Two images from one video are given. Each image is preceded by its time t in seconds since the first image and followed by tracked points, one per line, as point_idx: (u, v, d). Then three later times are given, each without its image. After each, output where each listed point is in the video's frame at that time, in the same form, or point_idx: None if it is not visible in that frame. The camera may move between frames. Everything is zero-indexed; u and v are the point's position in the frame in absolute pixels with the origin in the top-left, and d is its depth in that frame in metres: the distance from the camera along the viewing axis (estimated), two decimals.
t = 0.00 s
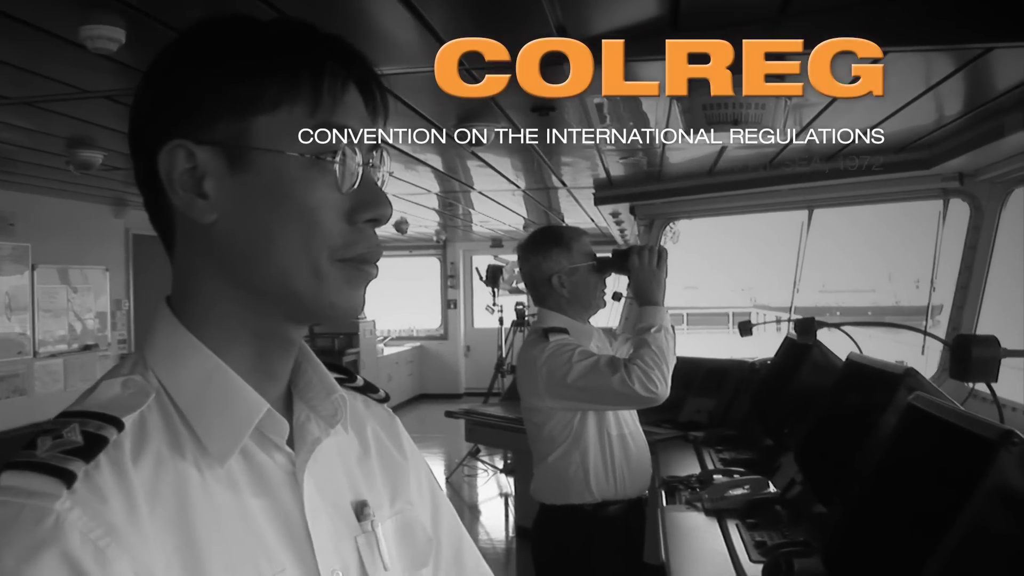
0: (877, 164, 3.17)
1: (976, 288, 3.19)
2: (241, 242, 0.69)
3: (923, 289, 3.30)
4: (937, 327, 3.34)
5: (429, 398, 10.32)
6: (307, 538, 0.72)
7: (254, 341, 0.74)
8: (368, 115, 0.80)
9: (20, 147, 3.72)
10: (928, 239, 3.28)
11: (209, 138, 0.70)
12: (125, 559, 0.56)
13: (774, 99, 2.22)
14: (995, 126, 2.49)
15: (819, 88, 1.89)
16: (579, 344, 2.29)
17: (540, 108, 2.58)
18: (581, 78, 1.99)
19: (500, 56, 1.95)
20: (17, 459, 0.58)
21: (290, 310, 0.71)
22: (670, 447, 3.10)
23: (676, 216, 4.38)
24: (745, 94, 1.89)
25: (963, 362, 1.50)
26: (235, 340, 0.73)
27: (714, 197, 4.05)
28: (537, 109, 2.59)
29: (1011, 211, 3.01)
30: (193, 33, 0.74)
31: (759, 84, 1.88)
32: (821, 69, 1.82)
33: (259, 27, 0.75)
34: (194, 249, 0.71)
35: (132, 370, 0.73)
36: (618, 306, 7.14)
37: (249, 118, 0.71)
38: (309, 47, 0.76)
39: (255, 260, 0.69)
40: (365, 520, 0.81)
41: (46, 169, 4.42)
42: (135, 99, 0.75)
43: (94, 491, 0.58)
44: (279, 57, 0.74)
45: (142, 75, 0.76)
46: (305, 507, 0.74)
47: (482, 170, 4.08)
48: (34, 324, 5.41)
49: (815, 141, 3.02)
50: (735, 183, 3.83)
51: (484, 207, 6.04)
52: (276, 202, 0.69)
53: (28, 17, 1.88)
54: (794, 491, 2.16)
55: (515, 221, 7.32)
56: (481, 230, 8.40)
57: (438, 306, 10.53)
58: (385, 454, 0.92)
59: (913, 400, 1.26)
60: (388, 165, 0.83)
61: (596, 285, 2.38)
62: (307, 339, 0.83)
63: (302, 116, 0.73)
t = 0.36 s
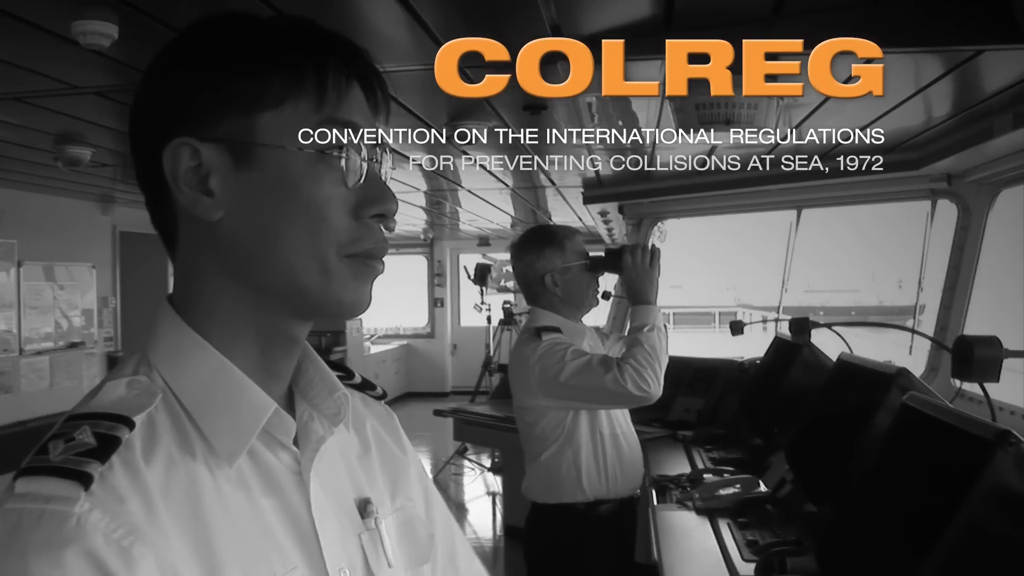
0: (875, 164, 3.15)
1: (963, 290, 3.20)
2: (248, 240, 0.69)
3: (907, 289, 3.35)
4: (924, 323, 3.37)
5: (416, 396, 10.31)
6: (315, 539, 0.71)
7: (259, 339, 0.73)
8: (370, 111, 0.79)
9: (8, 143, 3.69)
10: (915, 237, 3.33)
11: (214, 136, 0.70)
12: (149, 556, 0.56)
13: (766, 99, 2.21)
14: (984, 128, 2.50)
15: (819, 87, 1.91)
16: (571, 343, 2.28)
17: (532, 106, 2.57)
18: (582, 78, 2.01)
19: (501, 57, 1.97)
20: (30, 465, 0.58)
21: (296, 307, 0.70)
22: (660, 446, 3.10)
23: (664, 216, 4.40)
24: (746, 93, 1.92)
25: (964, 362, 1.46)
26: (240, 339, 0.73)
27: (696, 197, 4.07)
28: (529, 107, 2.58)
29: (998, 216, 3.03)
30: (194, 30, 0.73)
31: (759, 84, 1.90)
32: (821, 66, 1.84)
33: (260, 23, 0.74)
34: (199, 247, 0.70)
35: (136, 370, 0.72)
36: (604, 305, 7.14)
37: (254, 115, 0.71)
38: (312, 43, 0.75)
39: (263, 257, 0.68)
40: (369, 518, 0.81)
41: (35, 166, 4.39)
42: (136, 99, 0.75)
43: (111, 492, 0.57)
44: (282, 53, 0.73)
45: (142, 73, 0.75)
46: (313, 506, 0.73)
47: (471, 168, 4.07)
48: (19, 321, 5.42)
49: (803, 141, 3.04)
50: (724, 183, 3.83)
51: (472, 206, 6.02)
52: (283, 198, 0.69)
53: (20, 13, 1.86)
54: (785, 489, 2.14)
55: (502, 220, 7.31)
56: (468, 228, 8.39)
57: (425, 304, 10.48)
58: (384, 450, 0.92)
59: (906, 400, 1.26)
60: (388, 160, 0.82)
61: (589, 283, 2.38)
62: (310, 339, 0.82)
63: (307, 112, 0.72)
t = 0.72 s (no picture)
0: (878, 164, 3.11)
1: (949, 289, 3.25)
2: (254, 236, 0.68)
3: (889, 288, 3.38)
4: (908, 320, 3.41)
5: (402, 393, 10.29)
6: (320, 539, 0.71)
7: (264, 335, 0.73)
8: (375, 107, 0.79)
9: None
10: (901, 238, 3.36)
11: (220, 131, 0.69)
12: (173, 552, 0.56)
13: (758, 99, 2.22)
14: (972, 129, 2.51)
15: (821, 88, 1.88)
16: (562, 340, 2.29)
17: (523, 104, 2.55)
18: (583, 78, 2.02)
19: (501, 58, 1.98)
20: (43, 466, 0.56)
21: (302, 302, 0.70)
22: (647, 444, 3.11)
23: (650, 215, 4.37)
24: (746, 94, 1.86)
25: (963, 362, 1.44)
26: (245, 337, 0.72)
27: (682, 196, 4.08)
28: (519, 104, 2.56)
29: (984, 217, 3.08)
30: (194, 25, 0.73)
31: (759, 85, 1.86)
32: (821, 70, 1.82)
33: (261, 18, 0.74)
34: (204, 244, 0.70)
35: (138, 367, 0.71)
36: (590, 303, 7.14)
37: (260, 109, 0.70)
38: (318, 37, 0.75)
39: (269, 253, 0.68)
40: (369, 515, 0.80)
41: (19, 159, 4.34)
42: (139, 94, 0.74)
43: (129, 491, 0.56)
44: (288, 48, 0.72)
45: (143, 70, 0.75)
46: (318, 504, 0.72)
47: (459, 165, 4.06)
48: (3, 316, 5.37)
49: (791, 141, 3.04)
50: (711, 181, 3.80)
51: (458, 202, 6.00)
52: (290, 194, 0.68)
53: (10, 4, 1.83)
54: (773, 487, 2.15)
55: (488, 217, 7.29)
56: (454, 225, 8.37)
57: (410, 301, 10.41)
58: (384, 446, 0.92)
59: (899, 400, 1.27)
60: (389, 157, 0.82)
61: (580, 282, 2.38)
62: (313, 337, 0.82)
63: (313, 106, 0.72)
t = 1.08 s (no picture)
0: (879, 164, 3.13)
1: (935, 289, 3.28)
2: (265, 240, 0.68)
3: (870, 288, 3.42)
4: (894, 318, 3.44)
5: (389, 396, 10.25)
6: (332, 544, 0.70)
7: (273, 338, 0.73)
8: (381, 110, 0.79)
9: None
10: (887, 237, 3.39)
11: (229, 135, 0.69)
12: (191, 560, 0.55)
13: (746, 100, 2.23)
14: (956, 130, 2.54)
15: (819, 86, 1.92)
16: (553, 342, 2.28)
17: (511, 106, 2.53)
18: (584, 78, 2.04)
19: (502, 57, 1.96)
20: (56, 479, 0.56)
21: (313, 305, 0.70)
22: (636, 445, 3.11)
23: (635, 216, 4.37)
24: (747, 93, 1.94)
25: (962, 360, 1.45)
26: (254, 341, 0.71)
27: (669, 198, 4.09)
28: (508, 106, 2.54)
29: (968, 216, 3.11)
30: (198, 28, 0.72)
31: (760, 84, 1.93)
32: (821, 72, 1.87)
33: (267, 19, 0.73)
34: (213, 248, 0.69)
35: (145, 374, 0.71)
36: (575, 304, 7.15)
37: (269, 112, 0.70)
38: (325, 40, 0.75)
39: (281, 256, 0.68)
40: (377, 519, 0.80)
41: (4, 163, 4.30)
42: (142, 97, 0.73)
43: (143, 501, 0.56)
44: (297, 51, 0.72)
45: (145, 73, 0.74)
46: (329, 508, 0.72)
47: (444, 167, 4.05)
48: None
49: (778, 142, 3.05)
50: (698, 182, 3.80)
51: (443, 204, 5.99)
52: (301, 198, 0.68)
53: None
54: (764, 487, 2.17)
55: (473, 219, 7.29)
56: (439, 227, 8.35)
57: (395, 304, 10.35)
58: (388, 447, 0.92)
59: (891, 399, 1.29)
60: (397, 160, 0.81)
61: (571, 284, 2.37)
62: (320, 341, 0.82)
63: (323, 108, 0.72)
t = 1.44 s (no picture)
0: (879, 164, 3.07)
1: (919, 289, 3.30)
2: (280, 243, 0.68)
3: (851, 288, 3.41)
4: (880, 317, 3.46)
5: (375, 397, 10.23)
6: (344, 547, 0.71)
7: (288, 339, 0.73)
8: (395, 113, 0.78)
9: None
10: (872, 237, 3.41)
11: (245, 136, 0.69)
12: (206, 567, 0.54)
13: (734, 101, 2.22)
14: (941, 131, 2.56)
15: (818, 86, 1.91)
16: (544, 343, 2.28)
17: (499, 106, 2.52)
18: (584, 78, 2.06)
19: (501, 57, 1.96)
20: (70, 484, 0.55)
21: (328, 307, 0.70)
22: (625, 446, 3.12)
23: (621, 217, 4.41)
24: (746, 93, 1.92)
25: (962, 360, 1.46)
26: (268, 344, 0.72)
27: (657, 198, 4.12)
28: (496, 107, 2.53)
29: (952, 217, 3.15)
30: (211, 28, 0.72)
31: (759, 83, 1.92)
32: (821, 70, 1.86)
33: (282, 21, 0.73)
34: (228, 249, 0.70)
35: (158, 375, 0.71)
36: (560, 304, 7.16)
37: (286, 114, 0.70)
38: (341, 43, 0.74)
39: (296, 259, 0.68)
40: (387, 521, 0.80)
41: None
42: (155, 97, 0.73)
43: (159, 508, 0.55)
44: (314, 52, 0.72)
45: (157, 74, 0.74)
46: (341, 511, 0.72)
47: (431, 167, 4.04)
48: None
49: (765, 142, 3.06)
50: (684, 183, 3.85)
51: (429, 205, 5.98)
52: (317, 200, 0.68)
53: None
54: (754, 487, 2.18)
55: (459, 220, 7.28)
56: (425, 228, 8.34)
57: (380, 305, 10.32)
58: (396, 449, 0.92)
59: (884, 397, 1.30)
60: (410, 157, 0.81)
61: (561, 284, 2.39)
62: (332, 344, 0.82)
63: (339, 109, 0.71)
